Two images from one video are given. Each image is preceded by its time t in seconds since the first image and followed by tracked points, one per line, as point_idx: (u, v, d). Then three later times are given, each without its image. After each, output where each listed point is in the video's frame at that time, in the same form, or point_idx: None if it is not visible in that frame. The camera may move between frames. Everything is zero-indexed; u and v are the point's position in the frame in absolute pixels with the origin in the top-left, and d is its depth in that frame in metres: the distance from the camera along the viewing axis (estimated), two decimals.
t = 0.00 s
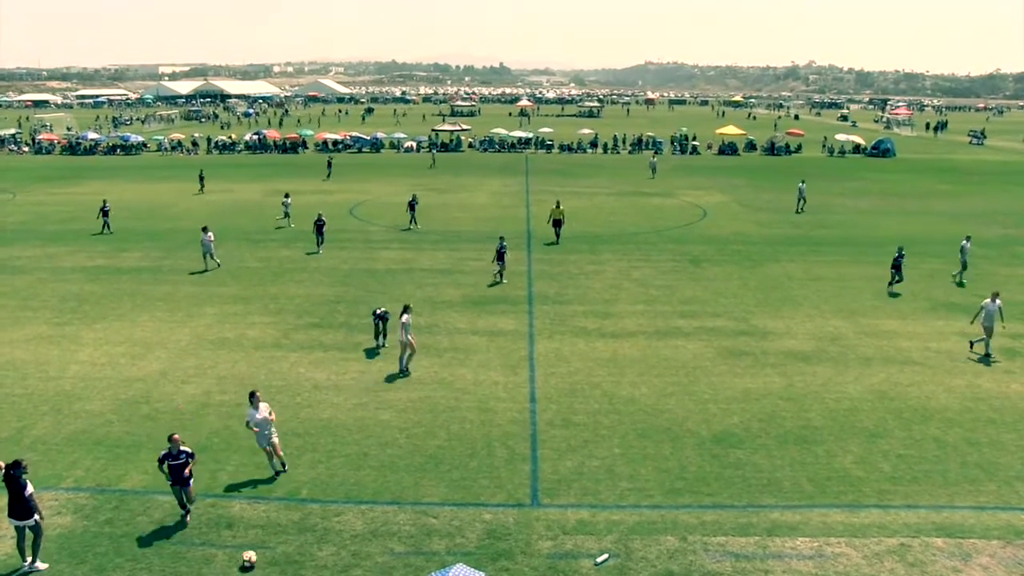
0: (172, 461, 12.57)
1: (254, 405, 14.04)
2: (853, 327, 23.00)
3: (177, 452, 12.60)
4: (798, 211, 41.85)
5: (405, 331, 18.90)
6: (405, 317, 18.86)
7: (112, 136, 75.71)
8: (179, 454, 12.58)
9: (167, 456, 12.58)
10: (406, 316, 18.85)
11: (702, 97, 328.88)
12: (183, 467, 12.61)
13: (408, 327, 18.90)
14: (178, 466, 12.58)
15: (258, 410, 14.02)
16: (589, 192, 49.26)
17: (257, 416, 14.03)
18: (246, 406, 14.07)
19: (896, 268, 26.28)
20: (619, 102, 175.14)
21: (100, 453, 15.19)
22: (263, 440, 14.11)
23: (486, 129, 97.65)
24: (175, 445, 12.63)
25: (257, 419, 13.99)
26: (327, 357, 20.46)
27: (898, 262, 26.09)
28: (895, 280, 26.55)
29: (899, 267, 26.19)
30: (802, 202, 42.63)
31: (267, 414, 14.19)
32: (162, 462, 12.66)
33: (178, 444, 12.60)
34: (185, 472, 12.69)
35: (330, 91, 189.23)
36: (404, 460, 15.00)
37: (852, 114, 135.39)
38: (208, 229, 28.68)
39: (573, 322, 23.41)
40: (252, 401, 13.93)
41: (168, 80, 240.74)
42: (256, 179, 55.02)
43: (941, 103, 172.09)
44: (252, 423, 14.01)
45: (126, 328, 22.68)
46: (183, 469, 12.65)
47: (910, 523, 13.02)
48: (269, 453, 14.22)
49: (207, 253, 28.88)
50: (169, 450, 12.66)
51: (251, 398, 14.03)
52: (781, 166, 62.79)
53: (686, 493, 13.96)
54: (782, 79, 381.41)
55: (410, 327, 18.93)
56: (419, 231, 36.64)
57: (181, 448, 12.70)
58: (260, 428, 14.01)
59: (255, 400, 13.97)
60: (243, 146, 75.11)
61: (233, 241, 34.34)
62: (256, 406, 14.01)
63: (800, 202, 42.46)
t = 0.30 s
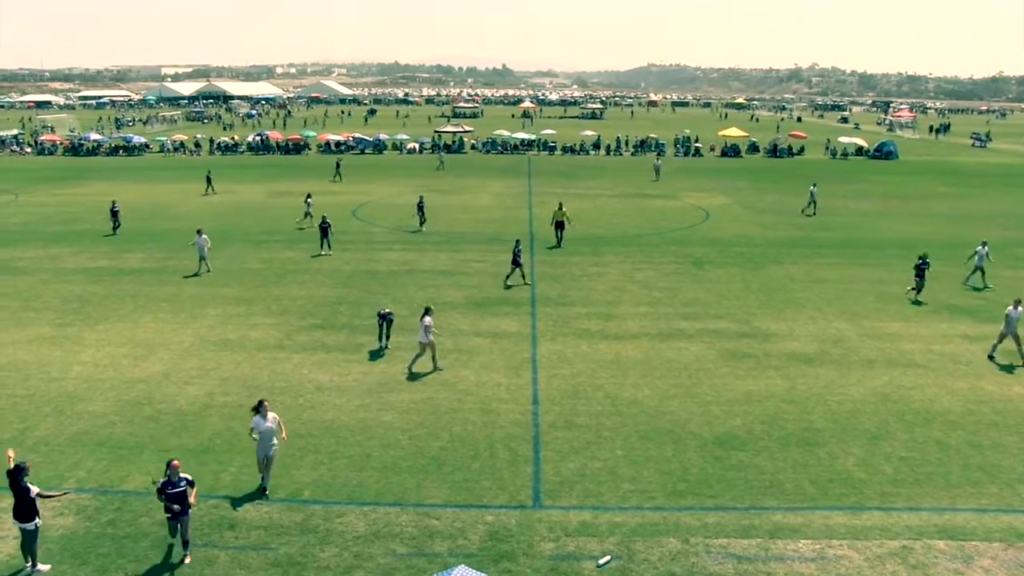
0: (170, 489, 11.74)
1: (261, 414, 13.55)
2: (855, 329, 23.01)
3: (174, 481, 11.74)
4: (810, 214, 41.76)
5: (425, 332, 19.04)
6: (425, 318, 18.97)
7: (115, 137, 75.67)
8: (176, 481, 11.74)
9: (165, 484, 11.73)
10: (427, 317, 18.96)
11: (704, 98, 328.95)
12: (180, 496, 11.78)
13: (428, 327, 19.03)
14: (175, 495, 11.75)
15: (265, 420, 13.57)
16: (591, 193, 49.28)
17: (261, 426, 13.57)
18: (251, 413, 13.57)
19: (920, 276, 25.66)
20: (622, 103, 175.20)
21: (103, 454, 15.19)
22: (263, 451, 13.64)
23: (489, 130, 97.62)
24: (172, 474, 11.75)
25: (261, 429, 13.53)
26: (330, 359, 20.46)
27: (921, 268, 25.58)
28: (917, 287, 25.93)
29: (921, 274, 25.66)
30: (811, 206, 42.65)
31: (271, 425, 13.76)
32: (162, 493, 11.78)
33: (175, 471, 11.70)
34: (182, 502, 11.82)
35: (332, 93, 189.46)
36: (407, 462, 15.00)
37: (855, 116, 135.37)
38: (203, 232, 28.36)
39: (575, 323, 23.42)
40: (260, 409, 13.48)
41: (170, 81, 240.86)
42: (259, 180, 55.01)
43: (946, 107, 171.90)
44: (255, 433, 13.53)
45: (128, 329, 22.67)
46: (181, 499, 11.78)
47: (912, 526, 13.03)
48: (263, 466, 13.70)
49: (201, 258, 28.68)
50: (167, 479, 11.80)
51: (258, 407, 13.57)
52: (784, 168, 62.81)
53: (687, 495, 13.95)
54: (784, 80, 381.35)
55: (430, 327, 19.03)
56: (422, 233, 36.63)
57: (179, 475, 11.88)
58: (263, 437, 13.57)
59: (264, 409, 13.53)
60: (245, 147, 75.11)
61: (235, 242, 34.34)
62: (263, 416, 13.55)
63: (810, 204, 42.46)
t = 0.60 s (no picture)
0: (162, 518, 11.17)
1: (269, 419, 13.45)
2: (857, 331, 23.01)
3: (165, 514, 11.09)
4: (820, 216, 41.68)
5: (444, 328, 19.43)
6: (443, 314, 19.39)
7: (117, 135, 75.62)
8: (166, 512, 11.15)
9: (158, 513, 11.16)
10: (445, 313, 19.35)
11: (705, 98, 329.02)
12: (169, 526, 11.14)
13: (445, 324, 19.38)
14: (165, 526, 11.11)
15: (273, 424, 13.47)
16: (593, 194, 49.31)
17: (270, 430, 13.46)
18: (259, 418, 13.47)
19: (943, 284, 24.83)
20: (624, 104, 175.32)
21: (104, 453, 15.18)
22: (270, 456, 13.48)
23: (491, 130, 97.66)
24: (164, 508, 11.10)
25: (269, 433, 13.40)
26: (331, 359, 20.45)
27: (945, 276, 24.66)
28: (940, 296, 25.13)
29: (945, 282, 24.77)
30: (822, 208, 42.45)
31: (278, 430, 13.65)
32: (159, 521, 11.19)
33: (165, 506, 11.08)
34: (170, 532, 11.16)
35: (334, 93, 189.49)
36: (409, 462, 15.00)
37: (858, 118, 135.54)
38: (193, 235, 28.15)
39: (577, 324, 23.43)
40: (269, 413, 13.39)
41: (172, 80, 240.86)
42: (260, 180, 55.01)
43: (948, 108, 172.04)
44: (264, 437, 13.42)
45: (130, 328, 22.67)
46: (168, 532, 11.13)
47: (914, 528, 13.03)
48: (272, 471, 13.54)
49: (194, 258, 28.42)
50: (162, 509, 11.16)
51: (266, 412, 13.48)
52: (786, 169, 62.87)
53: (689, 496, 13.96)
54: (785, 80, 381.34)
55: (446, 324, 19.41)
56: (424, 232, 36.64)
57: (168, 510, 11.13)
58: (271, 441, 13.44)
59: (273, 413, 13.45)
60: (247, 146, 75.11)
61: (237, 241, 34.34)
62: (271, 420, 13.46)
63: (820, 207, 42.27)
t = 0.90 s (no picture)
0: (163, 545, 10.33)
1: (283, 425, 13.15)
2: (858, 331, 23.01)
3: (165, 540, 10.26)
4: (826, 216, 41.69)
5: (459, 327, 19.42)
6: (459, 312, 19.38)
7: (117, 133, 75.53)
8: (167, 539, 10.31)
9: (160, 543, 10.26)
10: (461, 312, 19.37)
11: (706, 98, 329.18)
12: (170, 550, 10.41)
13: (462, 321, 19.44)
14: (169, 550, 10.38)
15: (287, 430, 13.19)
16: (595, 194, 49.34)
17: (283, 436, 13.18)
18: (272, 424, 13.14)
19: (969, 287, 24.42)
20: (625, 104, 175.48)
21: (105, 452, 15.18)
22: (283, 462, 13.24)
23: (493, 129, 97.71)
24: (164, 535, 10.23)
25: (283, 440, 13.13)
26: (332, 358, 20.44)
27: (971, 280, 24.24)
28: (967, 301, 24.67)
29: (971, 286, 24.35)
30: (831, 210, 42.36)
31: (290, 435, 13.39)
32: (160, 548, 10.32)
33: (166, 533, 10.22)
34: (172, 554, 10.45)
35: (335, 92, 189.52)
36: (410, 462, 14.99)
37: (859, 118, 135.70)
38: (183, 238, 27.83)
39: (578, 323, 23.42)
40: (283, 420, 13.09)
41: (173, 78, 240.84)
42: (261, 178, 55.00)
43: (950, 108, 171.97)
44: (278, 443, 13.14)
45: (131, 327, 22.65)
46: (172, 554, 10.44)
47: (914, 528, 13.04)
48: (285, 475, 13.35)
49: (184, 259, 28.09)
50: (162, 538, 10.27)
51: (280, 418, 13.15)
52: (787, 169, 62.93)
53: (689, 495, 13.97)
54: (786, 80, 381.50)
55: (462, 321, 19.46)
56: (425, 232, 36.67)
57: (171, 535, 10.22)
58: (284, 447, 13.21)
59: (286, 419, 13.16)
60: (248, 145, 75.11)
61: (237, 240, 34.33)
62: (284, 426, 13.16)
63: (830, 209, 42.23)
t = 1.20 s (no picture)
0: None
1: (307, 428, 13.23)
2: (859, 331, 22.99)
3: None
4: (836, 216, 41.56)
5: (475, 324, 19.65)
6: (476, 310, 19.59)
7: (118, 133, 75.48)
8: None
9: None
10: (478, 309, 19.59)
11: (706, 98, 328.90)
12: None
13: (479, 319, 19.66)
14: None
15: (310, 432, 13.25)
16: (596, 193, 49.26)
17: (306, 438, 13.25)
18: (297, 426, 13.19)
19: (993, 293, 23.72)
20: (626, 103, 175.23)
21: (106, 451, 15.18)
22: (306, 464, 13.25)
23: (494, 129, 97.65)
24: None
25: (307, 441, 13.19)
26: (333, 357, 20.45)
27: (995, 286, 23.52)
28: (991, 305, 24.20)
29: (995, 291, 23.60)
30: (840, 209, 42.26)
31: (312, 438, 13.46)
32: None
33: None
34: None
35: (336, 92, 189.71)
36: (410, 461, 14.99)
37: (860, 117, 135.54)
38: (179, 235, 27.65)
39: (579, 323, 23.43)
40: (308, 421, 13.18)
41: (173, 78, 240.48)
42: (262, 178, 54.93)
43: (950, 109, 171.83)
44: (301, 445, 13.18)
45: (132, 326, 22.65)
46: None
47: (915, 527, 13.03)
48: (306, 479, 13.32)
49: (178, 259, 27.91)
50: None
51: (305, 420, 13.24)
52: (789, 168, 62.89)
53: (690, 495, 13.96)
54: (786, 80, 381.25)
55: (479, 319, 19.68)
56: (426, 232, 36.68)
57: None
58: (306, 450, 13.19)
59: (311, 421, 13.26)
60: (249, 145, 75.07)
61: (238, 240, 34.32)
62: (309, 427, 13.23)
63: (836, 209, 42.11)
